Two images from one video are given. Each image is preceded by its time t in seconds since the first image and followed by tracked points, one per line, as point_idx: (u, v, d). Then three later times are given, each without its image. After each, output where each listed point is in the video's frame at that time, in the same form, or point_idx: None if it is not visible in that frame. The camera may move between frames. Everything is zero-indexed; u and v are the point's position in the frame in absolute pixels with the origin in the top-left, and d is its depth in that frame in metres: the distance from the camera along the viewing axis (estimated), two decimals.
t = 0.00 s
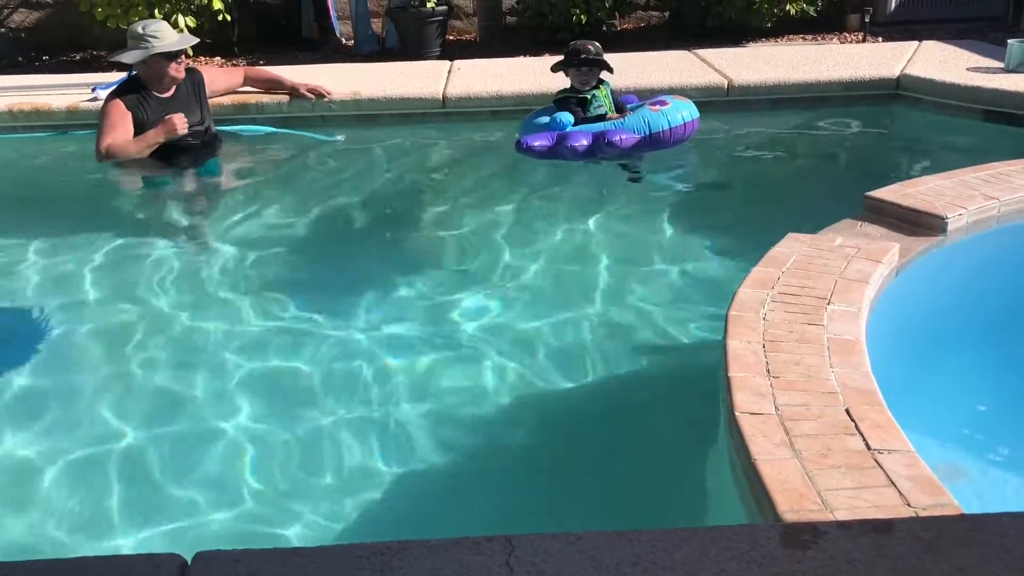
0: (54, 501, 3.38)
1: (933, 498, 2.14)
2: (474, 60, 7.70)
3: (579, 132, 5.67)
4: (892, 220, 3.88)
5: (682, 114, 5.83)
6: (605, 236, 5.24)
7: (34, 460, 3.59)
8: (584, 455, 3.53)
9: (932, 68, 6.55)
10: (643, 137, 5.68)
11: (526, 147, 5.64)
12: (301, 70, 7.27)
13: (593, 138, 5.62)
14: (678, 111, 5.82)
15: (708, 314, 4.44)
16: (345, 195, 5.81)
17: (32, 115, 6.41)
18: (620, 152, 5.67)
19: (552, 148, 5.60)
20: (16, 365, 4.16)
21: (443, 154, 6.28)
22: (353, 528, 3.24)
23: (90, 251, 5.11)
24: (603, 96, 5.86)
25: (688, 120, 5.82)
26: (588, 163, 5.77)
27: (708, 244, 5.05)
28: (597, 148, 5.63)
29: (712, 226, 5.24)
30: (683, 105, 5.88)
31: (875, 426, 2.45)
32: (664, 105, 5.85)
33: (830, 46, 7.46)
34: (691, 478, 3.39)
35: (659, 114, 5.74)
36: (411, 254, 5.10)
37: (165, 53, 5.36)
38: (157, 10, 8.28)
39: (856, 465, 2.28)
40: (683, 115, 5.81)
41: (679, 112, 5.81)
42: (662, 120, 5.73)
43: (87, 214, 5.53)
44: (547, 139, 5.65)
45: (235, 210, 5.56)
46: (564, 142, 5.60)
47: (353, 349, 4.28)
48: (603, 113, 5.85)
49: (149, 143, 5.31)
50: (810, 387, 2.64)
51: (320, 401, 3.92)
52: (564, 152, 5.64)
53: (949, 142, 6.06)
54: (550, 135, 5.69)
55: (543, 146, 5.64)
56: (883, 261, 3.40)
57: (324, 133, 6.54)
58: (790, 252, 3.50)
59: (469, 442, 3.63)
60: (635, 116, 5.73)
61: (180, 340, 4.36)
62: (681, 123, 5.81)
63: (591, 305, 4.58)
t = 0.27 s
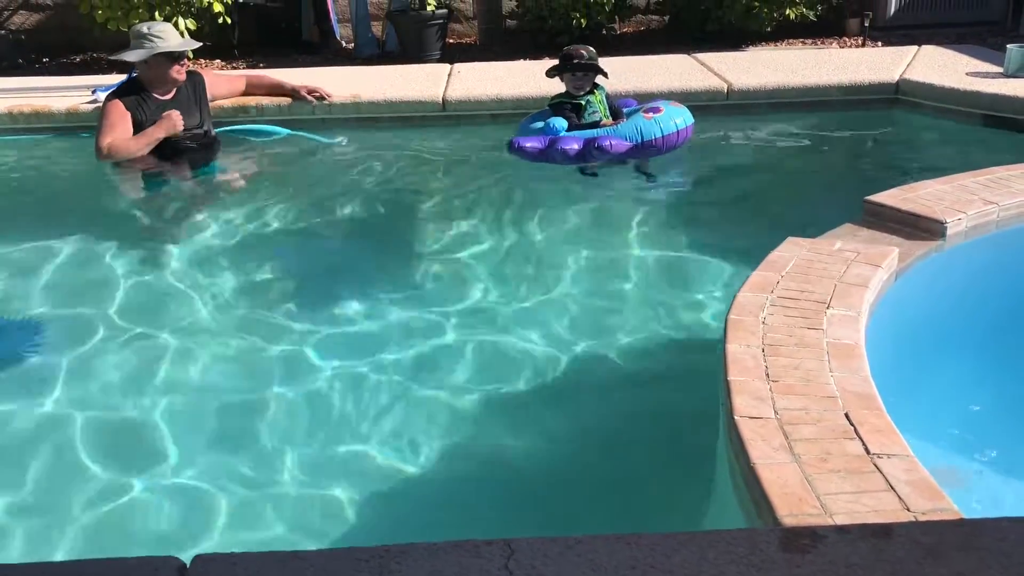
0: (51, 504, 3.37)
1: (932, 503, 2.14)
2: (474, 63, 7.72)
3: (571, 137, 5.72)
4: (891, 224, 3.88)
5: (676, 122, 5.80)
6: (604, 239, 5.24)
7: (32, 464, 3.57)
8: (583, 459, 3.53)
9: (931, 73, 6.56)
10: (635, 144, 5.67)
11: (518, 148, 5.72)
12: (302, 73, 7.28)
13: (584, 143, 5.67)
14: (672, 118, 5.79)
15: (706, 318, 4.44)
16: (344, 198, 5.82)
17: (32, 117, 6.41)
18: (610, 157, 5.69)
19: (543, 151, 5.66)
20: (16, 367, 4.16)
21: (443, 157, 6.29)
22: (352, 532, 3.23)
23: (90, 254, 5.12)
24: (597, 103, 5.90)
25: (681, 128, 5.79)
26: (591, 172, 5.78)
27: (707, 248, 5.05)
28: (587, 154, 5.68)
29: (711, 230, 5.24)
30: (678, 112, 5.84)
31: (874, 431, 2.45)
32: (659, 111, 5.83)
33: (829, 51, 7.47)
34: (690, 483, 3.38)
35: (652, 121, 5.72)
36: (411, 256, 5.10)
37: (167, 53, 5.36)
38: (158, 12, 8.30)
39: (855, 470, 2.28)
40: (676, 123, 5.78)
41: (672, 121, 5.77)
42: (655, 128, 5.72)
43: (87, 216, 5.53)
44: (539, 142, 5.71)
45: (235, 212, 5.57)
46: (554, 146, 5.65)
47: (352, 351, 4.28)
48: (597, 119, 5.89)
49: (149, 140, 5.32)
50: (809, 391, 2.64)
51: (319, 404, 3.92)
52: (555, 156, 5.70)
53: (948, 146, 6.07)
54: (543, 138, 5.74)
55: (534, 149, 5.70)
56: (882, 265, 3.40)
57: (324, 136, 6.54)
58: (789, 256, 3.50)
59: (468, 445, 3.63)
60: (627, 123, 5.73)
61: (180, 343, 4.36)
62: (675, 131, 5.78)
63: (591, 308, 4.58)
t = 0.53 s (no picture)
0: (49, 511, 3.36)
1: (931, 507, 2.14)
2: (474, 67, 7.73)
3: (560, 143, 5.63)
4: (890, 228, 3.89)
5: (666, 131, 5.69)
6: (603, 243, 5.25)
7: (29, 473, 3.56)
8: (584, 465, 3.52)
9: (930, 78, 6.57)
10: (623, 153, 5.58)
11: (507, 150, 5.65)
12: (302, 76, 7.29)
13: (572, 150, 5.56)
14: (662, 127, 5.68)
15: (705, 322, 4.44)
16: (344, 202, 5.82)
17: (32, 120, 6.42)
18: (598, 166, 5.58)
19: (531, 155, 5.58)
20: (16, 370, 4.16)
21: (442, 161, 6.29)
22: (351, 535, 3.23)
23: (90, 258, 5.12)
24: (590, 112, 5.83)
25: (671, 138, 5.68)
26: (601, 182, 5.72)
27: (706, 252, 5.06)
28: (573, 160, 5.55)
29: (710, 234, 5.24)
30: (670, 121, 5.73)
31: (873, 435, 2.45)
32: (650, 120, 5.73)
33: (829, 55, 7.48)
34: (689, 487, 3.38)
35: (642, 130, 5.62)
36: (410, 260, 5.10)
37: (165, 56, 5.37)
38: (157, 16, 8.30)
39: (854, 474, 2.28)
40: (666, 132, 5.67)
41: (661, 130, 5.66)
42: (644, 137, 5.62)
43: (86, 219, 5.53)
44: (528, 147, 5.63)
45: (234, 216, 5.57)
46: (542, 151, 5.56)
47: (352, 355, 4.28)
48: (588, 128, 5.81)
49: (144, 146, 5.33)
50: (809, 395, 2.64)
51: (318, 407, 3.92)
52: (541, 159, 5.59)
53: (947, 151, 6.08)
54: (532, 143, 5.68)
55: (523, 152, 5.62)
56: (881, 269, 3.41)
57: (323, 139, 6.54)
58: (788, 261, 3.51)
59: (467, 449, 3.63)
60: (617, 132, 5.64)
61: (180, 346, 4.36)
62: (665, 140, 5.68)
63: (590, 312, 4.58)
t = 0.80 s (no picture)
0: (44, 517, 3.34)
1: (929, 511, 2.15)
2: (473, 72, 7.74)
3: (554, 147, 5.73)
4: (888, 232, 3.90)
5: (660, 136, 5.76)
6: (602, 247, 5.25)
7: (23, 478, 3.54)
8: (583, 468, 3.52)
9: (927, 82, 6.59)
10: (616, 159, 5.65)
11: (501, 152, 5.75)
12: (301, 81, 7.30)
13: (565, 153, 5.66)
14: (656, 133, 5.75)
15: (704, 326, 4.44)
16: (343, 206, 5.83)
17: (31, 125, 6.43)
18: (590, 169, 5.66)
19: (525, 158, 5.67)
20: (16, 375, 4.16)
21: (441, 165, 6.30)
22: (350, 540, 3.23)
23: (90, 262, 5.13)
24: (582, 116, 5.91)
25: (664, 144, 5.75)
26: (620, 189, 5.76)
27: (705, 256, 5.06)
28: (566, 164, 5.65)
29: (709, 238, 5.25)
30: (664, 127, 5.79)
31: (871, 439, 2.45)
32: (644, 125, 5.80)
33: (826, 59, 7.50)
34: (689, 490, 3.38)
35: (635, 136, 5.69)
36: (409, 264, 5.10)
37: (162, 62, 5.38)
38: (156, 21, 8.31)
39: (852, 478, 2.28)
40: (660, 137, 5.74)
41: (655, 134, 5.72)
42: (638, 142, 5.69)
43: (86, 224, 5.54)
44: (522, 149, 5.75)
45: (233, 221, 5.57)
46: (535, 153, 5.67)
47: (351, 359, 4.28)
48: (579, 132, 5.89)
49: (140, 151, 5.34)
50: (807, 399, 2.64)
51: (318, 411, 3.92)
52: (535, 162, 5.69)
53: (945, 155, 6.09)
54: (527, 146, 5.77)
55: (517, 155, 5.73)
56: (879, 273, 3.41)
57: (322, 144, 6.55)
58: (786, 264, 3.51)
59: (466, 453, 3.63)
60: (611, 137, 5.71)
61: (180, 350, 4.37)
62: (658, 145, 5.74)
63: (588, 316, 4.58)
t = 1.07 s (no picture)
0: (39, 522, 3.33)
1: (928, 513, 2.15)
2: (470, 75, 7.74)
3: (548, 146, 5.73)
4: (886, 235, 3.89)
5: (655, 132, 5.68)
6: (600, 251, 5.25)
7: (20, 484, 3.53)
8: (581, 470, 3.52)
9: (924, 84, 6.59)
10: (610, 155, 5.62)
11: (497, 154, 5.79)
12: (298, 84, 7.30)
13: (559, 152, 5.65)
14: (651, 128, 5.68)
15: (701, 328, 4.45)
16: (340, 210, 5.82)
17: (29, 129, 6.43)
18: (585, 167, 5.64)
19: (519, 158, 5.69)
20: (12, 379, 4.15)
21: (438, 168, 6.30)
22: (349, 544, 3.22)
23: (88, 266, 5.12)
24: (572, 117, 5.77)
25: (659, 138, 5.67)
26: (625, 189, 5.75)
27: (703, 259, 5.06)
28: (562, 162, 5.64)
29: (706, 241, 5.25)
30: (659, 122, 5.72)
31: (870, 441, 2.45)
32: (639, 121, 5.73)
33: (824, 62, 7.51)
34: (689, 493, 3.38)
35: (629, 131, 5.64)
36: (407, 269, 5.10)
37: (160, 68, 5.38)
38: (154, 25, 8.32)
39: (851, 480, 2.29)
40: (655, 133, 5.67)
41: (651, 130, 5.66)
42: (631, 138, 5.64)
43: (84, 228, 5.53)
44: (518, 150, 5.77)
45: (231, 226, 5.57)
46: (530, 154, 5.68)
47: (349, 363, 4.28)
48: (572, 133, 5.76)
49: (135, 156, 5.36)
50: (805, 402, 2.64)
51: (317, 414, 3.92)
52: (530, 162, 5.71)
53: (942, 158, 6.10)
54: (522, 146, 5.79)
55: (513, 156, 5.76)
56: (877, 275, 3.42)
57: (320, 147, 6.55)
58: (784, 267, 3.51)
59: (465, 457, 3.63)
60: (605, 133, 5.68)
61: (178, 354, 4.36)
62: (653, 141, 5.67)
63: (587, 319, 4.59)
